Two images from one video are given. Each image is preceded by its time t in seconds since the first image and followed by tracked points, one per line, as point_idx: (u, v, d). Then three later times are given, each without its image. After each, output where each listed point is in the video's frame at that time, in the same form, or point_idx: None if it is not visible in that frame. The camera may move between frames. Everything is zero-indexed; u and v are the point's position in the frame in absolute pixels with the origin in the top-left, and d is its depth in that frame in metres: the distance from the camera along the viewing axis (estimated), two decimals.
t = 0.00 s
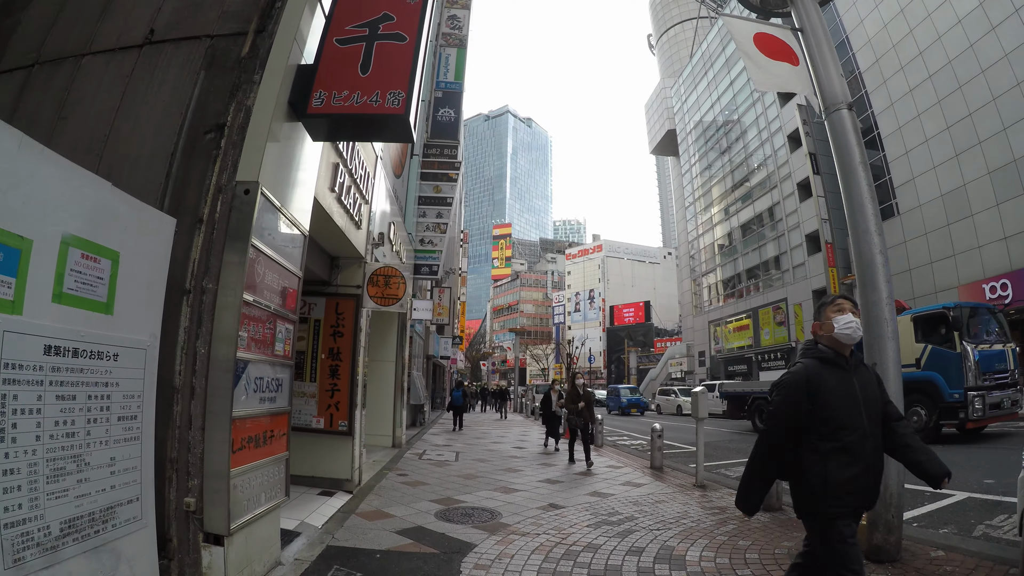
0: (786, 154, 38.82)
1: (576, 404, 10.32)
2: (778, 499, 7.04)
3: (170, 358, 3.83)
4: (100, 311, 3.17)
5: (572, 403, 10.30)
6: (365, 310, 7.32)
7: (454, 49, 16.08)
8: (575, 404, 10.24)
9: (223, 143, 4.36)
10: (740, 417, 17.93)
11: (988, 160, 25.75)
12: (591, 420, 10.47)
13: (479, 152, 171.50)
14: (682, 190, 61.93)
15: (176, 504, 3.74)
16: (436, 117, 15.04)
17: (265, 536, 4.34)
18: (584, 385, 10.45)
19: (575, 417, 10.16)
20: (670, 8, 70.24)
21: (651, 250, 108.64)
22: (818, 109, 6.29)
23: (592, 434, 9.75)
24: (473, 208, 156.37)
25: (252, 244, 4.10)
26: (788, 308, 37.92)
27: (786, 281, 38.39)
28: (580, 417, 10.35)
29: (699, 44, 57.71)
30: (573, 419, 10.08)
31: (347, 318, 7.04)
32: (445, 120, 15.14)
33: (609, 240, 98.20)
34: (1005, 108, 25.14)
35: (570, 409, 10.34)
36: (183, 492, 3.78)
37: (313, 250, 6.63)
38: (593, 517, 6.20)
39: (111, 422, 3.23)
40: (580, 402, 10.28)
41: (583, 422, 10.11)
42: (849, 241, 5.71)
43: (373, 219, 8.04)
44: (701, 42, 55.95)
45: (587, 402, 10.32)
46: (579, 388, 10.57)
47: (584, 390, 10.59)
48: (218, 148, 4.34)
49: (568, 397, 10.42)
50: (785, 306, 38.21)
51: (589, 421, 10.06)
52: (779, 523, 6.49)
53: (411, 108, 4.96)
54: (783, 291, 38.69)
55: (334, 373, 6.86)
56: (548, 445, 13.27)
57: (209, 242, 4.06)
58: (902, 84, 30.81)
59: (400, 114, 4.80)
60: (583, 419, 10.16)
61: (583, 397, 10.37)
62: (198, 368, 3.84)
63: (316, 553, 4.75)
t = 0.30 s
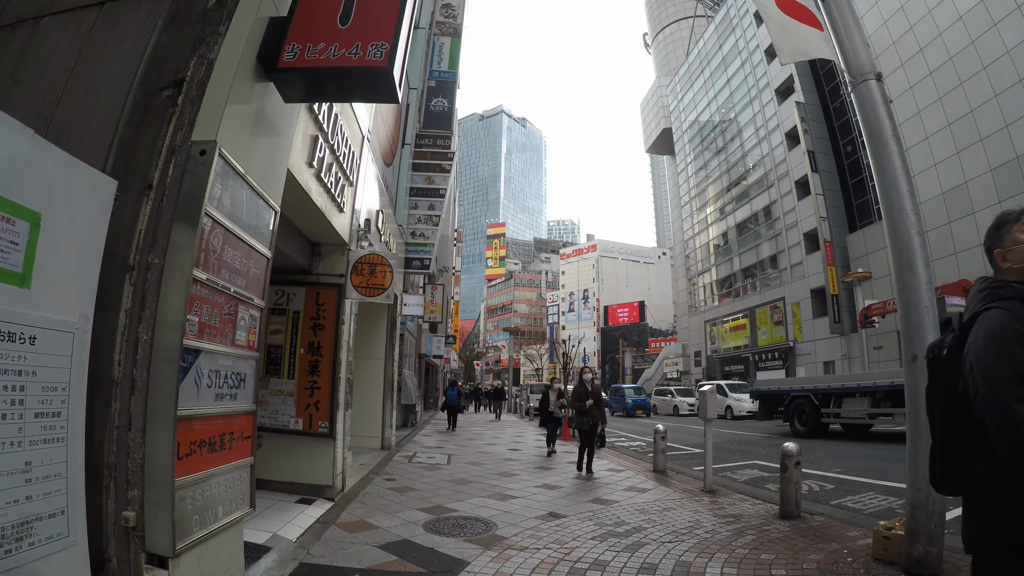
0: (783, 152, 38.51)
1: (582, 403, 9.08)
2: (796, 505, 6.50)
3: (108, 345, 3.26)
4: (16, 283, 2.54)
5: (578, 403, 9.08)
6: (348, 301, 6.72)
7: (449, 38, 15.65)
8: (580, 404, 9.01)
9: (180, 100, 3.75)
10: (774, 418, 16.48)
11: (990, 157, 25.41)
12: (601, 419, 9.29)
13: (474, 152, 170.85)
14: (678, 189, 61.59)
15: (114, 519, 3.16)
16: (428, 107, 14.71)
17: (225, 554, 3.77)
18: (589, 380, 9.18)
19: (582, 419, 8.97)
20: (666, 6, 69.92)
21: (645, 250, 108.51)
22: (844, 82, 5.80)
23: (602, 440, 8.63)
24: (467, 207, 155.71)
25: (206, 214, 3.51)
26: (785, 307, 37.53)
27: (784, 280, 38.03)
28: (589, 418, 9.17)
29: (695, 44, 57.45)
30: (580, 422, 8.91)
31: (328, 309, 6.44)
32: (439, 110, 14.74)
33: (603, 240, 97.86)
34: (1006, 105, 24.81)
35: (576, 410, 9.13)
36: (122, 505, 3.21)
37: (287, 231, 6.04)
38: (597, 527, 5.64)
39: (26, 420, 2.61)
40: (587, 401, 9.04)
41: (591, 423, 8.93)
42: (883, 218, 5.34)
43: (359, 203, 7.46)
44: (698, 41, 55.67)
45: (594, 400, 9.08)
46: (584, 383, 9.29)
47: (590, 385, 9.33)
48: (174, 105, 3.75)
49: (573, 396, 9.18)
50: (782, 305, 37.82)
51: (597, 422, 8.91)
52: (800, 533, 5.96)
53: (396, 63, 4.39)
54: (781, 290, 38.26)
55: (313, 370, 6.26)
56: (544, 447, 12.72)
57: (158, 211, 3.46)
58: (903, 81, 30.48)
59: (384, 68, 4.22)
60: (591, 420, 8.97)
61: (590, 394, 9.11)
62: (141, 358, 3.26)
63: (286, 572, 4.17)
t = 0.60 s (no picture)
0: (788, 150, 38.00)
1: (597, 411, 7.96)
2: (824, 517, 5.96)
3: (34, 340, 2.68)
4: None
5: (592, 410, 7.99)
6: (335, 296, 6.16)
7: (448, 28, 15.19)
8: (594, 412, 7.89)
9: (132, 53, 3.14)
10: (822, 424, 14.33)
11: (999, 153, 24.82)
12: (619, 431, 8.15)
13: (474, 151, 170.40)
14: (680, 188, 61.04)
15: (39, 551, 2.60)
16: (427, 98, 14.27)
17: None
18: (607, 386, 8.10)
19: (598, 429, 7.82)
20: (667, 5, 69.36)
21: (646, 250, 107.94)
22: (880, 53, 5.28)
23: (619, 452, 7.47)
24: (468, 207, 155.38)
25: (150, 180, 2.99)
26: (790, 307, 36.97)
27: (788, 279, 37.46)
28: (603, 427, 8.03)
29: (698, 41, 56.91)
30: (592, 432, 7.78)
31: (313, 304, 5.87)
32: (438, 100, 14.39)
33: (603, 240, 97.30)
34: (1016, 100, 24.19)
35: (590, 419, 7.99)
36: (50, 532, 2.64)
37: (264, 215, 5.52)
38: (609, 545, 5.09)
39: None
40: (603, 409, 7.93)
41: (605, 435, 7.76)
42: (930, 202, 4.87)
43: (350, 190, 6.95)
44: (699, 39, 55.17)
45: (611, 407, 7.98)
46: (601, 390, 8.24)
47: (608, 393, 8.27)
48: (124, 56, 3.15)
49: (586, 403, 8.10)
50: (787, 305, 37.28)
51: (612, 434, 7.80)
52: (832, 549, 5.41)
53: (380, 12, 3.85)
54: (785, 290, 37.69)
55: (296, 370, 5.72)
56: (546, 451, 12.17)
57: (98, 179, 2.90)
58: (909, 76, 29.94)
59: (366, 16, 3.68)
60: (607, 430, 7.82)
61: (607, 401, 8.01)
62: (71, 355, 2.69)
63: None
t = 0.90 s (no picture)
0: (789, 147, 37.64)
1: (618, 409, 6.92)
2: (855, 527, 5.48)
3: None
4: None
5: (611, 408, 6.93)
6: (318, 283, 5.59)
7: (446, 15, 14.53)
8: (614, 410, 6.83)
9: None
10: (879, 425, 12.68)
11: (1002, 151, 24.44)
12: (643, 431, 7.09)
13: (470, 150, 169.76)
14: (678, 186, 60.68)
15: None
16: (422, 86, 13.67)
17: None
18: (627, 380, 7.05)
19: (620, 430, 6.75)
20: (665, 2, 68.92)
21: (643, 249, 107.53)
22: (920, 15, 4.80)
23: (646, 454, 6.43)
24: (464, 205, 154.73)
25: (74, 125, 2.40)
26: (791, 306, 36.56)
27: (789, 277, 37.03)
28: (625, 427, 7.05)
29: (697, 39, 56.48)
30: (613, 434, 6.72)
31: (293, 294, 5.29)
32: (434, 89, 13.75)
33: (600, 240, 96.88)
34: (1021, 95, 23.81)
35: (609, 419, 6.94)
36: None
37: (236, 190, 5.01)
38: (622, 561, 4.55)
39: None
40: (624, 407, 6.89)
41: (628, 436, 6.71)
42: (983, 177, 4.34)
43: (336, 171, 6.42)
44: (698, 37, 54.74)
45: (633, 404, 6.94)
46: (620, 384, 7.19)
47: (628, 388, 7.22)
48: None
49: (604, 400, 7.04)
50: (787, 304, 36.87)
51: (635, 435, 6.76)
52: (867, 563, 4.89)
53: None
54: (786, 288, 37.28)
55: (274, 366, 5.15)
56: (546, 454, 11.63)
57: (13, 124, 2.28)
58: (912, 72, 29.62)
59: None
60: (630, 431, 6.76)
61: (627, 397, 6.97)
62: None
63: None
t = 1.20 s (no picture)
0: (779, 146, 37.85)
1: (636, 416, 5.97)
2: (877, 537, 5.23)
3: None
4: None
5: (629, 415, 5.97)
6: (283, 269, 4.97)
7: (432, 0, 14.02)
8: (632, 419, 5.87)
9: None
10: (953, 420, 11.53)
11: (998, 149, 25.61)
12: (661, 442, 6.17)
13: (457, 149, 169.00)
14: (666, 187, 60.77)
15: None
16: (407, 74, 13.12)
17: None
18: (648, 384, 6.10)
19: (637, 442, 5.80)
20: (654, 2, 68.94)
21: (629, 250, 107.88)
22: None
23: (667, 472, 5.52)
24: (450, 204, 153.96)
25: None
26: (779, 306, 36.57)
27: (777, 278, 37.06)
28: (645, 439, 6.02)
29: (685, 38, 56.49)
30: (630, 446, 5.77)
31: (254, 280, 4.68)
32: (420, 77, 13.19)
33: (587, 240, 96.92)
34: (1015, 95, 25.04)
35: (625, 427, 5.98)
36: None
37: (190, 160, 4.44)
38: None
39: None
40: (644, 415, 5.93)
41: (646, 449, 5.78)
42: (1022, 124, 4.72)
43: (307, 149, 5.84)
44: (687, 37, 54.81)
45: (653, 410, 5.99)
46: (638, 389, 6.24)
47: (647, 392, 6.28)
48: None
49: (620, 406, 6.08)
50: (776, 304, 36.87)
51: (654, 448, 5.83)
52: None
53: None
54: (775, 288, 37.20)
55: (232, 361, 4.54)
56: (535, 458, 11.08)
57: None
58: (905, 71, 30.70)
59: None
60: (649, 443, 5.82)
61: (647, 404, 6.02)
62: None
63: None
